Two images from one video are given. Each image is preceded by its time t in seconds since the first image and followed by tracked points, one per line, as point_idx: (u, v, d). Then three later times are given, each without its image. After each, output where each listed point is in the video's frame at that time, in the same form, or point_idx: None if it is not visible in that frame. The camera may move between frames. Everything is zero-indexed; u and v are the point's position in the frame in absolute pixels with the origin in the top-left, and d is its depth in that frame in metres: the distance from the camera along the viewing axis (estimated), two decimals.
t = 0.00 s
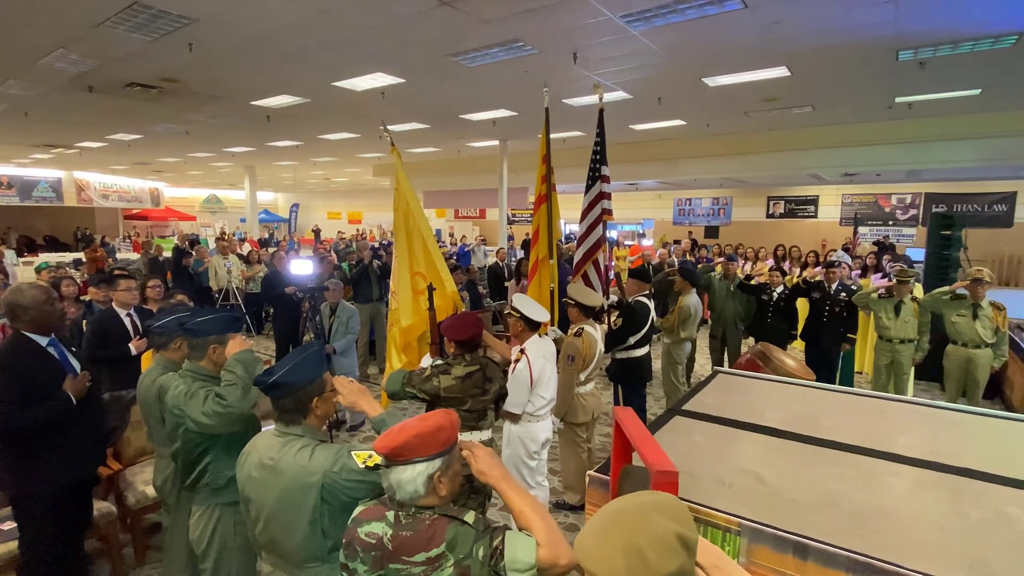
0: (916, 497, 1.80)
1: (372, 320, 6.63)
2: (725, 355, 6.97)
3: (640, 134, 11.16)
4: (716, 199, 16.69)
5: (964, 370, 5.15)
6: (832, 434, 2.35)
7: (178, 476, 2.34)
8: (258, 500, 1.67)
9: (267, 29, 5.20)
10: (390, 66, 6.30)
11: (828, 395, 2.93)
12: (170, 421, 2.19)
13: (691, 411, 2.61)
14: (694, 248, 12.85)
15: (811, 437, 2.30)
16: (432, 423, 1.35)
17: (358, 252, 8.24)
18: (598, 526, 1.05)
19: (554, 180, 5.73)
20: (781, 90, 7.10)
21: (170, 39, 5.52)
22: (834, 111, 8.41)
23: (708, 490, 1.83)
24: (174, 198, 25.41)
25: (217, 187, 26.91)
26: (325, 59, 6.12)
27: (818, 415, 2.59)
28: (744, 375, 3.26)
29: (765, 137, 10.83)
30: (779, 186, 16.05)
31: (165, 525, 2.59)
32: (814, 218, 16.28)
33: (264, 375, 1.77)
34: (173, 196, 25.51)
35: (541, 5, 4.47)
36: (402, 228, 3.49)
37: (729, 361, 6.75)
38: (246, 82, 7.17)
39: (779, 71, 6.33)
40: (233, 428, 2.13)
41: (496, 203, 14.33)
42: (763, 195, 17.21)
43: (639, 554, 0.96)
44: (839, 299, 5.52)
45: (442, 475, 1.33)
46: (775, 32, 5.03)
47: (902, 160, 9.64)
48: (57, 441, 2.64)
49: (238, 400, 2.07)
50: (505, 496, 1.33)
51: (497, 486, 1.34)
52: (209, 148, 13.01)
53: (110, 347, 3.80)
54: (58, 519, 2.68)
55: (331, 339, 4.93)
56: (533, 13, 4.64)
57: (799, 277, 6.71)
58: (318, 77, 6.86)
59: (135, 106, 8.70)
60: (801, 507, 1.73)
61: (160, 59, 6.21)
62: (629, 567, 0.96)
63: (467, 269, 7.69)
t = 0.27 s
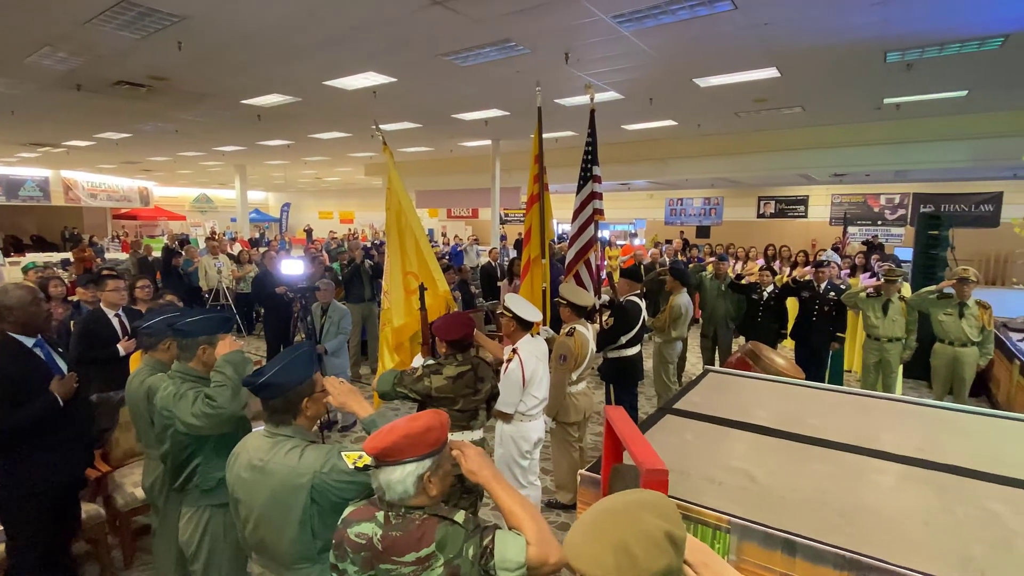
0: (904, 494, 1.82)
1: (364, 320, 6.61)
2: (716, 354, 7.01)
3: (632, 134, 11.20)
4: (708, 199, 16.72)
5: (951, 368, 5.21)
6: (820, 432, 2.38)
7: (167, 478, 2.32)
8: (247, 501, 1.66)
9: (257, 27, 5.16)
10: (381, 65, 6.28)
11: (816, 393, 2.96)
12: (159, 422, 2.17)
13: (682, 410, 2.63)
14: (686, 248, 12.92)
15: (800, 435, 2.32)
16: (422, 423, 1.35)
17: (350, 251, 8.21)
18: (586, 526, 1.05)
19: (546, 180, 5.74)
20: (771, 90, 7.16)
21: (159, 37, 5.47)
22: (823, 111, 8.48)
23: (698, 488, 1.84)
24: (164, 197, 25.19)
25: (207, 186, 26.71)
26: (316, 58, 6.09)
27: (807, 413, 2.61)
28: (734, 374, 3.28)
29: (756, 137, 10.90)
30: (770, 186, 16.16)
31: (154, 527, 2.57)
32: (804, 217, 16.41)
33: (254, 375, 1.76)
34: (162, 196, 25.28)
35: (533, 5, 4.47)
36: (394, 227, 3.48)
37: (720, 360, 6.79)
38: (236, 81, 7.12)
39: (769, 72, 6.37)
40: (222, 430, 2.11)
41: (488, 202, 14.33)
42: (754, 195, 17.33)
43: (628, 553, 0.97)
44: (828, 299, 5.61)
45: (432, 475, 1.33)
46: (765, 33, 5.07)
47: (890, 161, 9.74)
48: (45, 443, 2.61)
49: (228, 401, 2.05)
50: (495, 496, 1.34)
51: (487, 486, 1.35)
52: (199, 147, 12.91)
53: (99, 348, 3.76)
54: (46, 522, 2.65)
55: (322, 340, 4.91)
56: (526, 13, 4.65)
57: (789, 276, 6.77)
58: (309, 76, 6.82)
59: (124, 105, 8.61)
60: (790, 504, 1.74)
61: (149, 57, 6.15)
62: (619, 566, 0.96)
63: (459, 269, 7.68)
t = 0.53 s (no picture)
0: (890, 491, 1.84)
1: (356, 319, 6.59)
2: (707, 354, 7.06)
3: (623, 134, 11.24)
4: (698, 198, 16.61)
5: (937, 366, 5.27)
6: (808, 430, 2.40)
7: (156, 479, 2.30)
8: (237, 502, 1.65)
9: (247, 26, 5.13)
10: (372, 64, 6.27)
11: (805, 391, 2.98)
12: (147, 424, 2.15)
13: (673, 408, 2.64)
14: (677, 248, 12.99)
15: (789, 433, 2.35)
16: (411, 424, 1.35)
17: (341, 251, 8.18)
18: (575, 524, 1.05)
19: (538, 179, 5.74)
20: (761, 91, 7.21)
21: (147, 35, 5.42)
22: (812, 112, 8.56)
23: (688, 486, 1.85)
24: (153, 196, 24.96)
25: (197, 186, 26.49)
26: (306, 57, 6.06)
27: (796, 412, 2.63)
28: (724, 372, 3.31)
29: (746, 138, 10.98)
30: (760, 185, 16.28)
31: (143, 529, 2.55)
32: (793, 217, 16.55)
33: (242, 376, 1.75)
34: (151, 195, 25.04)
35: (524, 5, 4.48)
36: (385, 227, 3.46)
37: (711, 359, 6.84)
38: (226, 79, 7.07)
39: (759, 72, 6.41)
40: (212, 431, 2.10)
41: (480, 202, 14.33)
42: (744, 195, 17.45)
43: (616, 550, 0.98)
44: (816, 298, 5.67)
45: (421, 475, 1.34)
46: (755, 35, 5.11)
47: (878, 161, 9.85)
48: (30, 446, 2.57)
49: (218, 402, 2.04)
50: (485, 495, 1.35)
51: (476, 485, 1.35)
52: (188, 145, 12.80)
53: (87, 348, 3.72)
54: (32, 526, 2.61)
55: (313, 340, 4.88)
56: (517, 12, 4.65)
57: (778, 276, 6.83)
58: (300, 75, 6.79)
59: (111, 103, 8.52)
60: (778, 501, 1.76)
61: (137, 55, 6.09)
62: (607, 563, 0.96)
63: (451, 269, 7.67)
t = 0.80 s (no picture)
0: (876, 487, 1.86)
1: (346, 319, 6.55)
2: (697, 352, 7.09)
3: (614, 134, 11.27)
4: (689, 198, 16.61)
5: (924, 364, 5.32)
6: (796, 427, 2.42)
7: (141, 481, 2.27)
8: (222, 503, 1.63)
9: (235, 23, 5.08)
10: (363, 63, 6.24)
11: (794, 389, 3.00)
12: (131, 425, 2.12)
13: (663, 407, 2.65)
14: (668, 247, 13.05)
15: (778, 431, 2.36)
16: (397, 423, 1.34)
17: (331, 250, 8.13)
18: (561, 522, 1.05)
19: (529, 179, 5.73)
20: (750, 91, 7.26)
21: (134, 32, 5.36)
22: (801, 112, 8.63)
23: (677, 484, 1.86)
24: (141, 195, 24.71)
25: (186, 185, 26.24)
26: (296, 55, 6.02)
27: (785, 409, 2.65)
28: (714, 371, 3.32)
29: (736, 138, 11.05)
30: (750, 185, 16.39)
31: (128, 531, 2.52)
32: (783, 217, 16.69)
33: (227, 376, 1.73)
34: (139, 194, 24.78)
35: (515, 4, 4.47)
36: (375, 226, 3.43)
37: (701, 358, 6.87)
38: (214, 77, 7.01)
39: (748, 73, 6.45)
40: (197, 432, 2.08)
41: (472, 201, 14.31)
42: (734, 195, 17.56)
43: (602, 548, 0.97)
44: (805, 297, 5.71)
45: (408, 474, 1.33)
46: (744, 35, 5.13)
47: (866, 162, 9.95)
48: (11, 449, 2.53)
49: (203, 402, 2.02)
50: (472, 495, 1.34)
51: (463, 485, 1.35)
52: (176, 144, 12.68)
53: (71, 349, 3.67)
54: (14, 529, 2.57)
55: (303, 340, 4.85)
56: (508, 12, 4.64)
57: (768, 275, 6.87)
58: (290, 73, 6.74)
59: (98, 101, 8.42)
60: (767, 499, 1.77)
61: (123, 53, 6.02)
62: (593, 562, 0.96)
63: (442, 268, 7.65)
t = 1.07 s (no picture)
0: (862, 484, 1.87)
1: (336, 319, 6.51)
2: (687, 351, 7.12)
3: (604, 134, 11.30)
4: (680, 198, 16.67)
5: (910, 362, 5.37)
6: (784, 425, 2.43)
7: (122, 483, 2.24)
8: (203, 505, 1.61)
9: (223, 21, 5.03)
10: (352, 61, 6.20)
11: (781, 388, 3.02)
12: (112, 426, 2.09)
13: (652, 405, 2.65)
14: (658, 247, 13.11)
15: (766, 429, 2.37)
16: (381, 423, 1.33)
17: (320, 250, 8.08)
18: (544, 521, 1.04)
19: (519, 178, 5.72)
20: (739, 92, 7.31)
21: (119, 29, 5.29)
22: (790, 113, 8.69)
23: (665, 482, 1.86)
24: (128, 195, 24.45)
25: (174, 184, 25.99)
26: (285, 54, 5.98)
27: (772, 407, 2.66)
28: (703, 370, 3.32)
29: (726, 138, 11.11)
30: (740, 185, 16.50)
31: (111, 535, 2.49)
32: (772, 217, 16.82)
33: (208, 376, 1.71)
34: (126, 193, 24.53)
35: (505, 3, 4.46)
36: (364, 225, 3.40)
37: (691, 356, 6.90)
38: (202, 75, 6.94)
39: (737, 73, 6.49)
40: (179, 433, 2.05)
41: (463, 201, 14.30)
42: (724, 195, 17.67)
43: (585, 547, 0.96)
44: (793, 296, 5.74)
45: (391, 474, 1.32)
46: (733, 35, 5.16)
47: (854, 162, 10.05)
48: None
49: (184, 402, 1.99)
50: (455, 495, 1.34)
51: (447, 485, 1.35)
52: (164, 143, 12.55)
53: (54, 350, 3.62)
54: None
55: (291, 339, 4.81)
56: (498, 10, 4.63)
57: (757, 274, 6.91)
58: (279, 71, 6.69)
59: (84, 99, 8.31)
60: (754, 497, 1.78)
61: (109, 50, 5.94)
62: (575, 561, 0.95)
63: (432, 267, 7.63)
